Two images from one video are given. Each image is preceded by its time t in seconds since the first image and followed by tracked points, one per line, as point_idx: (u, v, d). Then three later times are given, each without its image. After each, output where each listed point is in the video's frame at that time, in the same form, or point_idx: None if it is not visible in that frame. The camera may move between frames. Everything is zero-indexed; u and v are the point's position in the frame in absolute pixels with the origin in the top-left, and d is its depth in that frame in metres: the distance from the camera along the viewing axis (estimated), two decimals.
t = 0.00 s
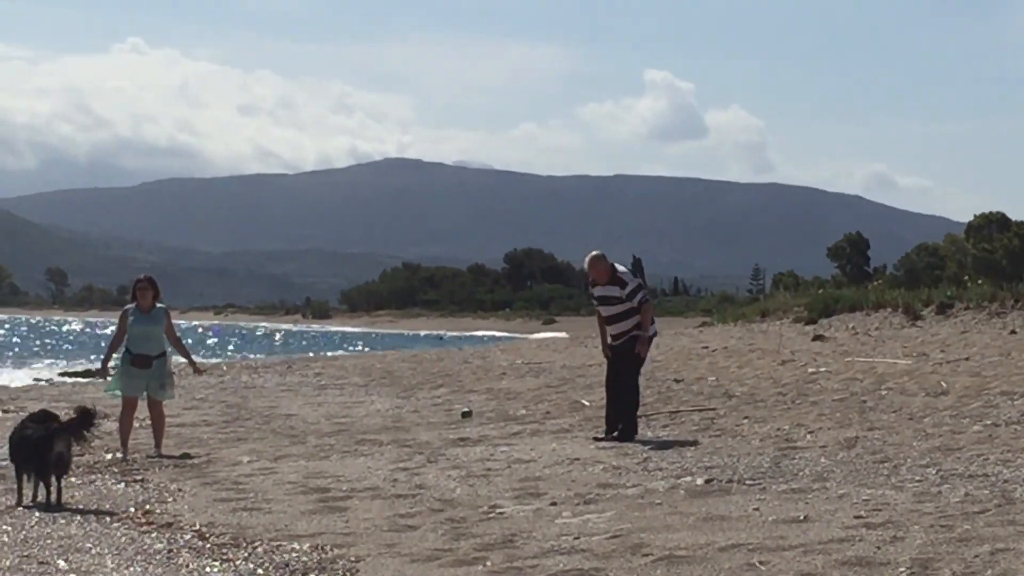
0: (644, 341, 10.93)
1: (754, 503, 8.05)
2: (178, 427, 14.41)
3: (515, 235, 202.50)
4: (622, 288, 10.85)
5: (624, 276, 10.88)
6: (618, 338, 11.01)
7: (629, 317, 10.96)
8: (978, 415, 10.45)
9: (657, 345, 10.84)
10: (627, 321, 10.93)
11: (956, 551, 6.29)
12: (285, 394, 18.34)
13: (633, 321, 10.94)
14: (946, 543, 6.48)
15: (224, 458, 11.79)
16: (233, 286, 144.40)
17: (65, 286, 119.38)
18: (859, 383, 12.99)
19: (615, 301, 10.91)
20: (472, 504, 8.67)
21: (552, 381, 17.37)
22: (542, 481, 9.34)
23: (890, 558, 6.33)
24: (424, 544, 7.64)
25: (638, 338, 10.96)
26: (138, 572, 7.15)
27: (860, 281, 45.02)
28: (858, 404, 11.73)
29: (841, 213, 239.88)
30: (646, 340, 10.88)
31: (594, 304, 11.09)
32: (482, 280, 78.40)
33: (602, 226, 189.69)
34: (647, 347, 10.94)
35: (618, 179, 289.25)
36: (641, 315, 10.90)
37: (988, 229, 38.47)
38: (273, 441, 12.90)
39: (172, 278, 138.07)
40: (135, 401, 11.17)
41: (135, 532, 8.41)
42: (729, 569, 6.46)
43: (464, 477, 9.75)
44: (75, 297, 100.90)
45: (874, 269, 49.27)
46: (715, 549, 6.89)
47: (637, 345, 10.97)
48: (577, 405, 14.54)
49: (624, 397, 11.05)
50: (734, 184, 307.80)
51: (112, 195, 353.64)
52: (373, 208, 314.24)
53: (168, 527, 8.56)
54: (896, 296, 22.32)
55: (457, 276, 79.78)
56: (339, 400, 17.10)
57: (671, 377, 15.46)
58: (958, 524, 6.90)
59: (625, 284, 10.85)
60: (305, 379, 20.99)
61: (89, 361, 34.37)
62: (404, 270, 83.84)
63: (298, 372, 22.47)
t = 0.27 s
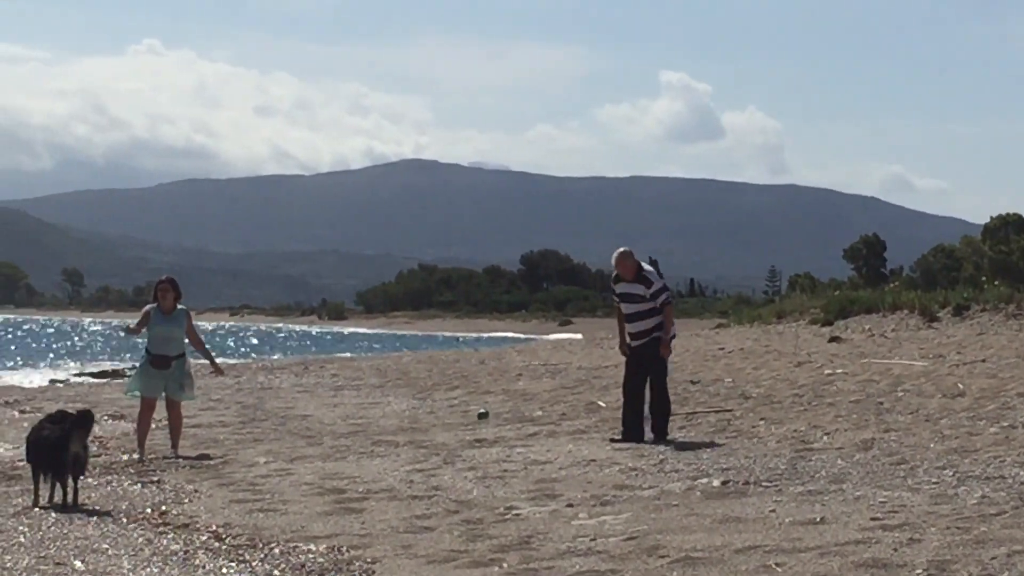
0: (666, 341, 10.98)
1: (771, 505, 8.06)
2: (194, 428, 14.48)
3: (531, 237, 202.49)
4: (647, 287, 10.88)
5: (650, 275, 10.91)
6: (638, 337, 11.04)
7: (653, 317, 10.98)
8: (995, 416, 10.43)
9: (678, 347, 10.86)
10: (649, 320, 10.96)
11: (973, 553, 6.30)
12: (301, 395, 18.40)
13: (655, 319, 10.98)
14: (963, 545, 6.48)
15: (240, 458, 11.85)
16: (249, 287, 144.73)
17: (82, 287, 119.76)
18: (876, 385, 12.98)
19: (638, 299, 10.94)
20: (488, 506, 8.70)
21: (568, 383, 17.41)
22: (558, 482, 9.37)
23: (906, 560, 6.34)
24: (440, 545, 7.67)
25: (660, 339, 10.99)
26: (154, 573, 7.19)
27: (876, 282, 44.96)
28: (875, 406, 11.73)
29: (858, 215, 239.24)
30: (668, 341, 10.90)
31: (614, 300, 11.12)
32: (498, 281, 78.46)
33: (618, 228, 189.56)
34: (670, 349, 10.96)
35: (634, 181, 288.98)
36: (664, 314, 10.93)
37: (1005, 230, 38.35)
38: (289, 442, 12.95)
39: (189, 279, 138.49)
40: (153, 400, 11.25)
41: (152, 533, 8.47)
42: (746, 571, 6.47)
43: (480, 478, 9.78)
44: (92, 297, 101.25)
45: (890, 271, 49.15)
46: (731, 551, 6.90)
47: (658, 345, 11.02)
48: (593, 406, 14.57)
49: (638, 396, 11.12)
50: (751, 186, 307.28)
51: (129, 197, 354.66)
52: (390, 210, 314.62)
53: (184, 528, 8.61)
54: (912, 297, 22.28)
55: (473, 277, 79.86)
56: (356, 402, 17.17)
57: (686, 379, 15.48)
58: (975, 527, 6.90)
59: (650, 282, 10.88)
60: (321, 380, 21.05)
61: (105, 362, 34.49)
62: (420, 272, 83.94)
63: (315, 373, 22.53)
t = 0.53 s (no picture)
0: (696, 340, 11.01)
1: (790, 505, 8.08)
2: (215, 427, 14.56)
3: (551, 237, 202.49)
4: (681, 285, 10.93)
5: (684, 274, 10.96)
6: (668, 334, 11.07)
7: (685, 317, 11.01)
8: (1016, 417, 10.41)
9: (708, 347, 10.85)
10: (680, 319, 10.99)
11: (993, 554, 6.31)
12: (321, 395, 18.47)
13: (687, 318, 11.02)
14: (983, 545, 6.49)
15: (260, 457, 11.91)
16: (270, 287, 145.08)
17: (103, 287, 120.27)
18: (896, 385, 12.97)
19: (671, 296, 10.98)
20: (508, 505, 8.74)
21: (588, 382, 17.44)
22: (577, 482, 9.40)
23: (925, 560, 6.35)
24: (459, 545, 7.72)
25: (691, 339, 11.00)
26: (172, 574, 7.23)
27: (897, 282, 44.82)
28: (896, 407, 11.72)
29: (879, 215, 238.39)
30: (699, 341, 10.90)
31: (646, 297, 11.17)
32: (518, 281, 78.50)
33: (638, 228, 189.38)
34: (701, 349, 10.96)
35: (654, 181, 288.61)
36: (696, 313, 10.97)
37: None
38: (309, 441, 13.01)
39: (209, 279, 138.95)
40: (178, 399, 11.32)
41: (172, 532, 8.53)
42: (765, 571, 6.49)
43: (499, 478, 9.82)
44: (112, 297, 101.67)
45: (911, 270, 48.98)
46: (751, 551, 6.93)
47: (687, 344, 11.04)
48: (613, 406, 14.59)
49: (660, 395, 11.13)
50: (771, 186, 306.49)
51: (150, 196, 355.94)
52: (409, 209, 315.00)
53: (203, 528, 8.67)
54: (933, 297, 22.22)
55: (493, 277, 79.91)
56: (376, 401, 17.24)
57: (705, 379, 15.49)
58: (995, 526, 6.91)
59: (684, 280, 10.93)
60: (341, 380, 21.12)
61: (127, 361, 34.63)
62: (440, 271, 84.05)
63: (335, 373, 22.62)
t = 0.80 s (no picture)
0: (726, 336, 11.01)
1: (815, 501, 8.09)
2: (239, 422, 14.65)
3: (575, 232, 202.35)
4: (716, 279, 10.96)
5: (720, 268, 10.99)
6: (701, 328, 11.09)
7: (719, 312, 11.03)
8: None
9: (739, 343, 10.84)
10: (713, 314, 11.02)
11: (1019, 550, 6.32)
12: (346, 390, 18.54)
13: (720, 314, 11.04)
14: (1009, 542, 6.50)
15: (285, 453, 11.98)
16: (294, 282, 145.47)
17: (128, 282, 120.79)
18: (920, 381, 12.94)
19: (705, 291, 11.02)
20: (533, 501, 8.78)
21: (612, 378, 17.46)
22: (602, 477, 9.44)
23: (951, 557, 6.37)
24: (484, 541, 7.76)
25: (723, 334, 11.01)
26: (198, 569, 7.30)
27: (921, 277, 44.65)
28: (921, 402, 11.71)
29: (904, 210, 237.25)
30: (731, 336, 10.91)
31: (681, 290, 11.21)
32: (542, 277, 78.52)
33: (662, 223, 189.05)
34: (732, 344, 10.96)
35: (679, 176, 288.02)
36: (730, 309, 10.99)
37: None
38: (333, 436, 13.08)
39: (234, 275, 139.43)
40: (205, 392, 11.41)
41: (196, 527, 8.61)
42: (790, 567, 6.52)
43: (524, 473, 9.86)
44: (138, 292, 102.13)
45: (936, 266, 48.77)
46: (776, 547, 6.95)
47: (716, 339, 11.05)
48: (637, 402, 14.61)
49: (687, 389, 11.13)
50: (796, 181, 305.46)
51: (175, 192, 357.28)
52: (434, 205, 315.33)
53: (227, 523, 8.74)
54: (957, 293, 22.14)
55: (517, 273, 79.96)
56: (400, 397, 17.31)
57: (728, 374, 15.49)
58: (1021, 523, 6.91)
59: (719, 275, 10.96)
60: (366, 375, 21.19)
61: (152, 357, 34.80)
62: (464, 267, 84.14)
63: (359, 368, 22.70)
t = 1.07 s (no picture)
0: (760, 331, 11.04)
1: (844, 494, 8.13)
2: (269, 416, 14.79)
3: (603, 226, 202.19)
4: (750, 273, 10.97)
5: (754, 261, 11.00)
6: (734, 322, 11.10)
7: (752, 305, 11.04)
8: None
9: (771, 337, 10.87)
10: (746, 308, 11.03)
11: None
12: (374, 384, 18.65)
13: (753, 307, 11.05)
14: None
15: (315, 446, 12.10)
16: (324, 276, 145.92)
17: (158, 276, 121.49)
18: (949, 374, 12.96)
19: (739, 284, 11.03)
20: (561, 494, 8.87)
21: (641, 371, 17.53)
22: (631, 470, 9.50)
23: (980, 549, 6.42)
24: (513, 534, 7.84)
25: (755, 328, 11.03)
26: (228, 561, 7.40)
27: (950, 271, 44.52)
28: (950, 396, 11.72)
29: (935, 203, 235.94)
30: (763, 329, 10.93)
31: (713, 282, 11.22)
32: (571, 270, 78.59)
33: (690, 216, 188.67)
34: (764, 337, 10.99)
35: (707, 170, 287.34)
36: (763, 303, 11.00)
37: None
38: (363, 430, 13.20)
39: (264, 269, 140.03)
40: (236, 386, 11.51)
41: (226, 521, 8.72)
42: (819, 561, 6.56)
43: (552, 467, 9.93)
44: (168, 285, 102.72)
45: (965, 260, 48.56)
46: (805, 540, 6.99)
47: (751, 334, 11.08)
48: (665, 395, 14.67)
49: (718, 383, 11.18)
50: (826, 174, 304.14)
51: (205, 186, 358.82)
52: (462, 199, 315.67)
53: (257, 516, 8.85)
54: (985, 287, 22.09)
55: (546, 267, 80.07)
56: (428, 390, 17.43)
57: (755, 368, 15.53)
58: None
59: (753, 268, 10.97)
60: (394, 369, 21.31)
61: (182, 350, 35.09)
62: (492, 261, 84.31)
63: (388, 362, 22.84)
